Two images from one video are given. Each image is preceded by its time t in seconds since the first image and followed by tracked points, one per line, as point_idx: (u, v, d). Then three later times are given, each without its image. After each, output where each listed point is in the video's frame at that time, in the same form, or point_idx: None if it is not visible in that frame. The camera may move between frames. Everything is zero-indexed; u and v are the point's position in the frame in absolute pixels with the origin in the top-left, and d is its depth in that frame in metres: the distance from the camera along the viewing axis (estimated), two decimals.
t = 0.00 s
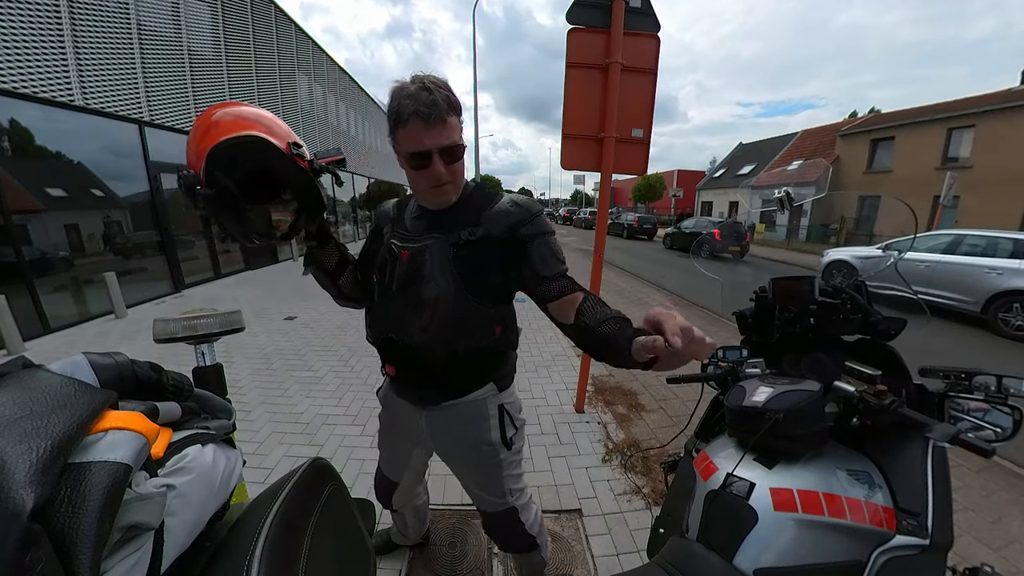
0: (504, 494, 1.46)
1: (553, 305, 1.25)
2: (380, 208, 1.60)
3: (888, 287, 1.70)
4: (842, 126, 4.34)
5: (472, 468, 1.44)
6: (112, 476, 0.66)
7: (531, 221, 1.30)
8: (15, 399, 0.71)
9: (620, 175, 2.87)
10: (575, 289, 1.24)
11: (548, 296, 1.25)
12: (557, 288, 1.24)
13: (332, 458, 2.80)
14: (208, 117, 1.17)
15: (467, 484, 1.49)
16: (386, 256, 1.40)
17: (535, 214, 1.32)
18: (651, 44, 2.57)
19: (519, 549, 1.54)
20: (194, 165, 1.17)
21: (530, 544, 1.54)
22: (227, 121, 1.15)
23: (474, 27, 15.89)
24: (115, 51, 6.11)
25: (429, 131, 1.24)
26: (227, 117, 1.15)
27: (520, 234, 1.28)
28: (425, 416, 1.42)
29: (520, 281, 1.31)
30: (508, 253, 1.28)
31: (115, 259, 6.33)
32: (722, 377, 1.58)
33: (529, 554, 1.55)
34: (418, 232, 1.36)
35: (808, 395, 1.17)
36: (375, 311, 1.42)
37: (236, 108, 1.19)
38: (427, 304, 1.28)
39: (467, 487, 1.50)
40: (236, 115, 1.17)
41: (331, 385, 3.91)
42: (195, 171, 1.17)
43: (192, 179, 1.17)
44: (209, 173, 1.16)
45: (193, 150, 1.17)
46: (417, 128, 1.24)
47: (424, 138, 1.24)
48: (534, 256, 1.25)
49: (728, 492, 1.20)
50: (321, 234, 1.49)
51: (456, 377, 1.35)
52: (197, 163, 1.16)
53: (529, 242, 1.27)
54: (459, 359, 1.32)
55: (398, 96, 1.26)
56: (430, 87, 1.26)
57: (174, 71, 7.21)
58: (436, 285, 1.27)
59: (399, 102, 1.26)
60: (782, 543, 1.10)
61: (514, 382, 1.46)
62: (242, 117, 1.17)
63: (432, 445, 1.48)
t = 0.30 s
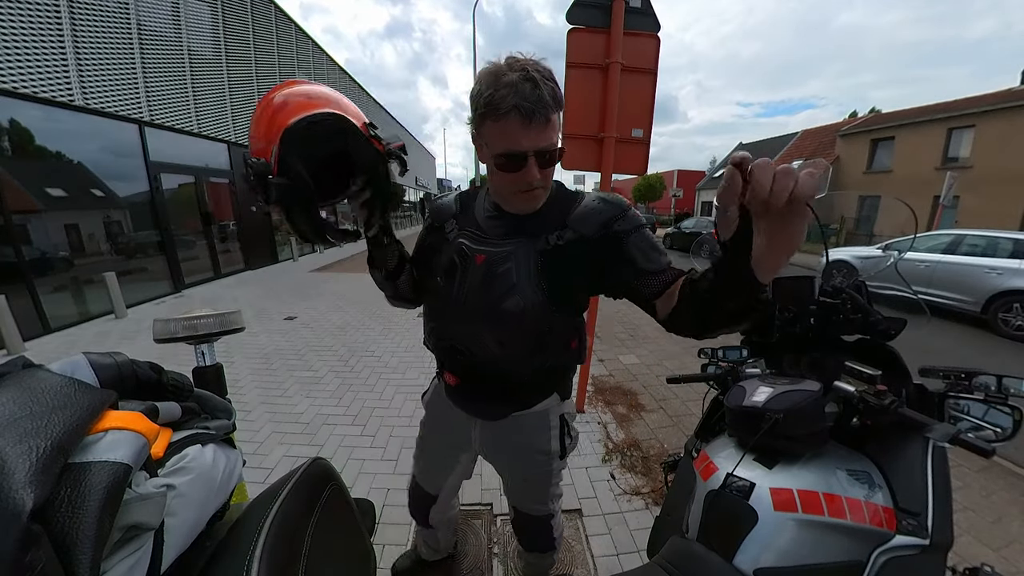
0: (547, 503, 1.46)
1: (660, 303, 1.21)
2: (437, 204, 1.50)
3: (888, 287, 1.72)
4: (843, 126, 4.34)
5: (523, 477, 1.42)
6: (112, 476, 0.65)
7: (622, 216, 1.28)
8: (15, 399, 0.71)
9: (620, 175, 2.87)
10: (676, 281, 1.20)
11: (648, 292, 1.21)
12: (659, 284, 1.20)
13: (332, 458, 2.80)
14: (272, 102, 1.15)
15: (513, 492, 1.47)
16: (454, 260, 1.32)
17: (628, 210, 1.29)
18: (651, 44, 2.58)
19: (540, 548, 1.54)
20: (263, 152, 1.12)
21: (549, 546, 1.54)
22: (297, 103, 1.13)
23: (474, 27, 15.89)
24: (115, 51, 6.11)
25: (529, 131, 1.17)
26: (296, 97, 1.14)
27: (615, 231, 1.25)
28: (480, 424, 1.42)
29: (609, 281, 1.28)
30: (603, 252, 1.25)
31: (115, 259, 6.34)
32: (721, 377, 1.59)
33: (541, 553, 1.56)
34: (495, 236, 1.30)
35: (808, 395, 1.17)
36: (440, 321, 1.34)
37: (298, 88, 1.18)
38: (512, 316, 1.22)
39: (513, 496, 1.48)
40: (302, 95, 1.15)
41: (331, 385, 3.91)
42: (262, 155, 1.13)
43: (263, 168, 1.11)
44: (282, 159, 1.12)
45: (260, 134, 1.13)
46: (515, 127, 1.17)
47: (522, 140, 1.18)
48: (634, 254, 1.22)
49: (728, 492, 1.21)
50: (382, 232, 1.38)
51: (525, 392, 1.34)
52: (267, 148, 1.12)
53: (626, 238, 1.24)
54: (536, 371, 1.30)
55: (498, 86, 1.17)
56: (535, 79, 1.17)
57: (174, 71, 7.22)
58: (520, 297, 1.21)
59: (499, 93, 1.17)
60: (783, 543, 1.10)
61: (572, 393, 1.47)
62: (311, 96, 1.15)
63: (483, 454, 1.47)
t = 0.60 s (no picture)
0: (566, 504, 1.46)
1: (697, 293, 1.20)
2: (466, 200, 1.49)
3: (888, 287, 1.71)
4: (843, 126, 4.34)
5: (551, 481, 1.41)
6: (112, 476, 0.65)
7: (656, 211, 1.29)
8: (14, 399, 0.71)
9: (620, 175, 2.87)
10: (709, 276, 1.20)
11: (684, 287, 1.21)
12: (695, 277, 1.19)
13: (332, 458, 2.80)
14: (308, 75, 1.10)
15: (536, 496, 1.46)
16: (492, 259, 1.31)
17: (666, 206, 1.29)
18: (651, 44, 2.58)
19: (546, 549, 1.55)
20: (303, 124, 1.07)
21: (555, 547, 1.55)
22: (341, 73, 1.08)
23: (474, 27, 15.85)
24: (115, 51, 6.12)
25: (574, 129, 1.17)
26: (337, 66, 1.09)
27: (651, 227, 1.26)
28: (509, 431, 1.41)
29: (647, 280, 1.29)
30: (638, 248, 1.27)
31: (115, 259, 6.34)
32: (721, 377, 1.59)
33: (549, 554, 1.56)
34: (535, 236, 1.31)
35: (807, 395, 1.18)
36: (477, 322, 1.33)
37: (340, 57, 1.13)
38: (557, 317, 1.23)
39: (533, 498, 1.46)
40: (341, 66, 1.10)
41: (331, 385, 3.91)
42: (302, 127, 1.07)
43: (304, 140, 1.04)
44: (323, 131, 1.05)
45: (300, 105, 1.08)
46: (563, 125, 1.17)
47: (569, 139, 1.18)
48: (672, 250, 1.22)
49: (729, 492, 1.21)
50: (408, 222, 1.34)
51: (560, 397, 1.33)
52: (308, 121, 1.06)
53: (663, 233, 1.24)
54: (575, 376, 1.31)
55: (550, 83, 1.18)
56: (589, 80, 1.17)
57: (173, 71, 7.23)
58: (563, 300, 1.23)
59: (551, 89, 1.18)
60: (783, 543, 1.10)
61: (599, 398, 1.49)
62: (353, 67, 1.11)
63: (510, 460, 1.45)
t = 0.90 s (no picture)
0: (570, 504, 1.46)
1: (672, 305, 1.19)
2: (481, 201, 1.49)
3: (888, 287, 1.71)
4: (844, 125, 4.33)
5: (556, 482, 1.41)
6: (112, 475, 0.65)
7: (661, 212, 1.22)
8: (15, 399, 0.71)
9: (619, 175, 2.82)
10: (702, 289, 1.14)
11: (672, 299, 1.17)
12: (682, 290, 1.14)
13: (332, 458, 2.80)
14: (307, 102, 1.08)
15: (540, 497, 1.45)
16: (503, 259, 1.32)
17: (673, 210, 1.21)
18: (651, 44, 2.59)
19: (549, 551, 1.55)
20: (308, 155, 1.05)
21: (556, 548, 1.55)
22: (341, 100, 1.05)
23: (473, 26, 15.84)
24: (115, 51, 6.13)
25: (577, 129, 1.18)
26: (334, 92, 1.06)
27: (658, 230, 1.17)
28: (516, 429, 1.41)
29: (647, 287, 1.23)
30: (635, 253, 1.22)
31: (116, 259, 6.35)
32: (721, 377, 1.59)
33: (552, 556, 1.57)
34: (545, 236, 1.30)
35: (808, 395, 1.17)
36: (487, 322, 1.33)
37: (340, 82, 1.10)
38: (564, 317, 1.22)
39: (537, 499, 1.46)
40: (340, 92, 1.07)
41: (331, 385, 3.91)
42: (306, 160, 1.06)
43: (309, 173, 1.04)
44: (328, 163, 1.04)
45: (303, 136, 1.06)
46: (565, 122, 1.18)
47: (572, 138, 1.18)
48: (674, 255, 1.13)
49: (729, 492, 1.20)
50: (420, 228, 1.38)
51: (568, 398, 1.32)
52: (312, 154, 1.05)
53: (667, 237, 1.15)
54: (582, 378, 1.31)
55: (555, 82, 1.18)
56: (592, 79, 1.16)
57: (173, 71, 7.24)
58: (569, 300, 1.22)
59: (555, 89, 1.18)
60: (783, 543, 1.10)
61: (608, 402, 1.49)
62: (351, 91, 1.08)
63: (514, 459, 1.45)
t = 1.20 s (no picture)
0: (562, 505, 1.46)
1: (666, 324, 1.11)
2: (484, 205, 1.52)
3: (888, 287, 1.71)
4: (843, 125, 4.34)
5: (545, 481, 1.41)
6: (112, 475, 0.65)
7: (659, 219, 1.18)
8: (16, 399, 0.71)
9: (620, 175, 2.86)
10: (695, 306, 1.06)
11: (663, 313, 1.11)
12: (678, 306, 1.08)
13: (332, 458, 2.80)
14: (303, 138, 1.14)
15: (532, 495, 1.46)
16: (493, 259, 1.34)
17: (669, 216, 1.18)
18: (651, 44, 2.58)
19: (547, 552, 1.55)
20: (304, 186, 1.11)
21: (555, 548, 1.56)
22: (331, 131, 1.10)
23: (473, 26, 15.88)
24: (115, 51, 6.12)
25: (551, 131, 1.17)
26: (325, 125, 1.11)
27: (646, 238, 1.15)
28: (504, 426, 1.40)
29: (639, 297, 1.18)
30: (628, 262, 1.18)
31: (116, 258, 6.35)
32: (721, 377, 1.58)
33: (549, 555, 1.57)
34: (534, 237, 1.31)
35: (808, 395, 1.18)
36: (474, 320, 1.35)
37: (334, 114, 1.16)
38: (544, 319, 1.21)
39: (529, 497, 1.47)
40: (331, 123, 1.12)
41: (331, 385, 3.91)
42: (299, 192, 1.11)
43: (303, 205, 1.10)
44: (321, 194, 1.09)
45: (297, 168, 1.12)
46: (539, 124, 1.17)
47: (549, 139, 1.17)
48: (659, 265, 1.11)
49: (729, 492, 1.21)
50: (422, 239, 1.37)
51: (554, 398, 1.30)
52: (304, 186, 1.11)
53: (656, 246, 1.13)
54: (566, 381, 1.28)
55: (527, 85, 1.18)
56: (563, 77, 1.14)
57: (173, 71, 7.24)
58: (551, 301, 1.21)
59: (527, 92, 1.18)
60: (783, 543, 1.10)
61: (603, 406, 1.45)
62: (342, 122, 1.13)
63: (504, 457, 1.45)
